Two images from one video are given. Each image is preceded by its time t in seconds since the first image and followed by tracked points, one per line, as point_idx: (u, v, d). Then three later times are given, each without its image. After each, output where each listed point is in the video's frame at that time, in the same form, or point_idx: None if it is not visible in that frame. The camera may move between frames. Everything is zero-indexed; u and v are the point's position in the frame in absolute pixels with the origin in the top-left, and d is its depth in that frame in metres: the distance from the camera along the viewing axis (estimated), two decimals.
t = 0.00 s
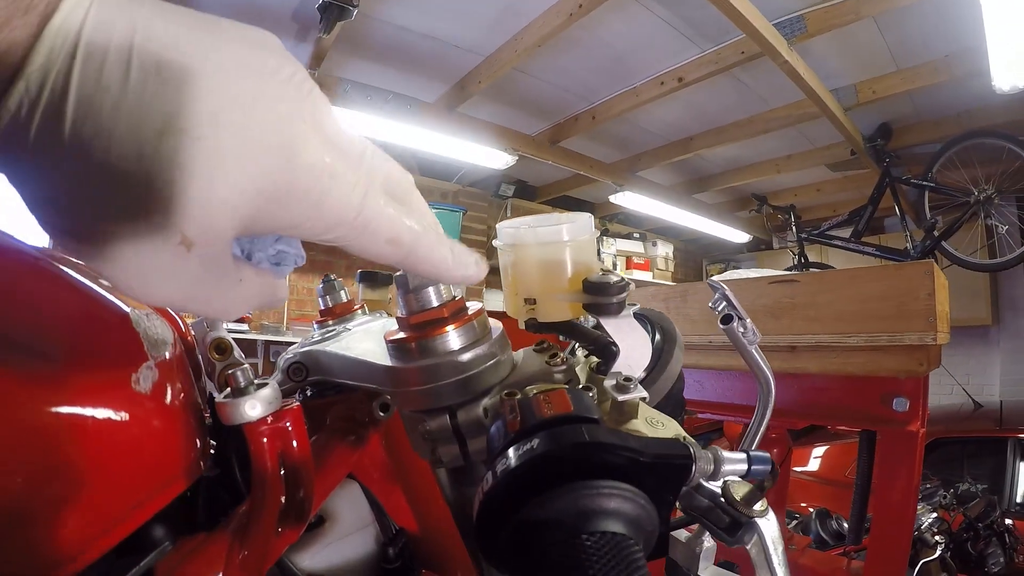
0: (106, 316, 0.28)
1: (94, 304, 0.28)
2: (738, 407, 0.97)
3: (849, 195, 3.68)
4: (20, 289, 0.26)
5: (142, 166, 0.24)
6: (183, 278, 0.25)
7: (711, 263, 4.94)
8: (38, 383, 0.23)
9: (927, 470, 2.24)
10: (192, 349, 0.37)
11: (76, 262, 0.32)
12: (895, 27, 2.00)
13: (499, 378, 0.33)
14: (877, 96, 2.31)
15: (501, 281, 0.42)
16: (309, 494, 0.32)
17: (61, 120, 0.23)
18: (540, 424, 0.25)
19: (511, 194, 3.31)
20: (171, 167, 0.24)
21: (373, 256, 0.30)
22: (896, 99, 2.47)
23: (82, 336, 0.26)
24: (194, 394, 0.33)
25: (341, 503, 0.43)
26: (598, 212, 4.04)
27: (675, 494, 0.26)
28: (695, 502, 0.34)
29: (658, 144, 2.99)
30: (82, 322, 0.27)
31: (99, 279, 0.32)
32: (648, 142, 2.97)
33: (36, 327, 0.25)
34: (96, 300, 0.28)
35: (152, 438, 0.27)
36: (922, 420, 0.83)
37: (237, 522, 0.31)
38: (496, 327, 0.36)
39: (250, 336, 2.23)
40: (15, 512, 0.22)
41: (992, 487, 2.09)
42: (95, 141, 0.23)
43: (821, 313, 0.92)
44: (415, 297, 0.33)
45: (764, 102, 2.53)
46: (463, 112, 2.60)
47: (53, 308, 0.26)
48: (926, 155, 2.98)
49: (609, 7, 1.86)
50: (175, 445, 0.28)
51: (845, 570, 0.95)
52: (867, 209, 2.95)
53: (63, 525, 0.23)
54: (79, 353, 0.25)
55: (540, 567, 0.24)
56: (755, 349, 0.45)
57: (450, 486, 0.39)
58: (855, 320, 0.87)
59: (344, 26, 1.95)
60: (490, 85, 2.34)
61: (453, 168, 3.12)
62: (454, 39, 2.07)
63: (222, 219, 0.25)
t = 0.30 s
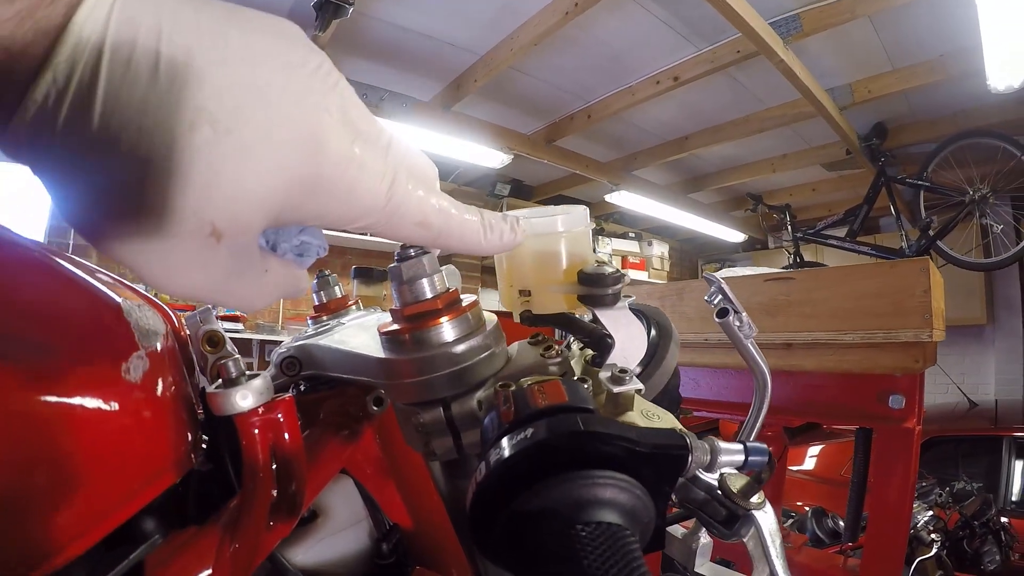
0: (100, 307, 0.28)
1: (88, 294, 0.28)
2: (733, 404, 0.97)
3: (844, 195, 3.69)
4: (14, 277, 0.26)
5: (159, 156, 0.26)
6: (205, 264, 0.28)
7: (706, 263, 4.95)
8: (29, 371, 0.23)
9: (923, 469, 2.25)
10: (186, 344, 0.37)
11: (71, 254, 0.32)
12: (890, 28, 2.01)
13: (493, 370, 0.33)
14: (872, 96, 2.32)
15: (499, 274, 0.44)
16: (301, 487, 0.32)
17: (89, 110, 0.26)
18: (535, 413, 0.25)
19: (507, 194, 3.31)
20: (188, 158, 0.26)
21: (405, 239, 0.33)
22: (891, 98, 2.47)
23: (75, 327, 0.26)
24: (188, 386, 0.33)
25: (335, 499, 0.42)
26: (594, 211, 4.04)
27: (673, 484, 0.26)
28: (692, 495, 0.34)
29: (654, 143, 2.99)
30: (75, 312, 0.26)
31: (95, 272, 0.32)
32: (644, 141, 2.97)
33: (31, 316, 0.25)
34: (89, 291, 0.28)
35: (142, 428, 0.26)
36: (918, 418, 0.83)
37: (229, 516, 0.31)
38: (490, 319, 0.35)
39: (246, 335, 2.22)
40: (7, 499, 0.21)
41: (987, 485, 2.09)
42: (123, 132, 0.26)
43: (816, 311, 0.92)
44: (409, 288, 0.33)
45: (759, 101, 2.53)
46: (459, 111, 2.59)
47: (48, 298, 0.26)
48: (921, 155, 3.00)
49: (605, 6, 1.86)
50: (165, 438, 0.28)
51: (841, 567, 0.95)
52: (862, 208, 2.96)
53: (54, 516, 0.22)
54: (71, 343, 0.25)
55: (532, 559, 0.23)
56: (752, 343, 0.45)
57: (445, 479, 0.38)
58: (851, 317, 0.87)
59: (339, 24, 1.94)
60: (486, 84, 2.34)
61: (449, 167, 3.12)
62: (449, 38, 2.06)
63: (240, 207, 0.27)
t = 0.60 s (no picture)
0: (97, 299, 0.28)
1: (85, 285, 0.28)
2: (728, 402, 0.98)
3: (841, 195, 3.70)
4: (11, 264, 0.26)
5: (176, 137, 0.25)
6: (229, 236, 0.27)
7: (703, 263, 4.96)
8: (30, 360, 0.23)
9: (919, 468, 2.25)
10: (181, 339, 0.36)
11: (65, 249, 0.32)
12: (886, 28, 2.02)
13: (489, 364, 0.33)
14: (869, 96, 2.33)
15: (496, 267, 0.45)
16: (297, 480, 0.32)
17: (108, 70, 0.25)
18: (530, 405, 0.25)
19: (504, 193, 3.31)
20: (207, 121, 0.26)
21: (414, 222, 0.33)
22: (887, 98, 2.48)
23: (69, 318, 0.26)
24: (183, 380, 0.33)
25: (331, 495, 0.42)
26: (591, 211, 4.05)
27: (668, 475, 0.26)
28: (687, 489, 0.34)
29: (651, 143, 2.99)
30: (73, 303, 0.26)
31: (92, 266, 0.32)
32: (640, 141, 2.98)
33: (27, 305, 0.24)
34: (86, 282, 0.28)
35: (137, 421, 0.26)
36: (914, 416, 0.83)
37: (224, 508, 0.31)
38: (486, 313, 0.35)
39: (242, 335, 2.22)
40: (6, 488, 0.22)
41: (983, 484, 2.10)
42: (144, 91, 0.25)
43: (813, 309, 0.92)
44: (405, 282, 0.33)
45: (756, 102, 2.54)
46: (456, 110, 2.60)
47: (46, 288, 0.26)
48: (917, 155, 3.01)
49: (601, 6, 1.87)
50: (158, 431, 0.28)
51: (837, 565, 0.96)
52: (858, 208, 2.96)
53: (50, 506, 0.23)
54: (67, 333, 0.25)
55: (528, 549, 0.23)
56: (748, 339, 0.45)
57: (441, 473, 0.38)
58: (847, 315, 0.87)
59: (335, 23, 1.94)
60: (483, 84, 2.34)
61: (446, 166, 3.12)
62: (446, 37, 2.06)
63: (269, 180, 0.27)
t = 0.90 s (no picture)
0: (87, 294, 0.28)
1: (76, 280, 0.28)
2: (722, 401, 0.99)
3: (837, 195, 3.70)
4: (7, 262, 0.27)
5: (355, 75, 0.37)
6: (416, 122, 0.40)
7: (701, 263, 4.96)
8: (20, 350, 0.24)
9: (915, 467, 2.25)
10: (173, 336, 0.36)
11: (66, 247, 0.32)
12: (882, 28, 2.02)
13: (478, 358, 0.33)
14: (865, 96, 2.34)
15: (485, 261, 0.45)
16: (284, 474, 0.32)
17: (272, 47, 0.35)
18: (515, 397, 0.24)
19: (501, 192, 3.30)
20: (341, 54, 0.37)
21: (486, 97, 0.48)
22: (883, 98, 2.49)
23: (58, 313, 0.26)
24: (173, 374, 0.33)
25: (321, 490, 0.42)
26: (588, 211, 4.05)
27: (656, 467, 0.26)
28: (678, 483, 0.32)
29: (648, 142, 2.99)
30: (61, 298, 0.27)
31: (90, 263, 0.32)
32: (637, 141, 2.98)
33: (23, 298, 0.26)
34: (78, 275, 0.29)
35: (123, 411, 0.27)
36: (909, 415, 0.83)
37: (212, 501, 0.31)
38: (476, 308, 0.35)
39: (238, 333, 2.21)
40: None
41: (979, 483, 2.10)
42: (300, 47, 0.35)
43: (807, 307, 0.92)
44: (394, 276, 0.33)
45: (752, 101, 2.54)
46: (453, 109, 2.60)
47: (38, 285, 0.27)
48: (913, 155, 3.01)
49: (598, 6, 1.87)
50: (148, 423, 0.29)
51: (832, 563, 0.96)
52: (855, 207, 2.96)
53: (36, 495, 0.24)
54: (57, 326, 0.26)
55: (513, 539, 0.23)
56: (740, 335, 0.45)
57: (430, 467, 0.39)
58: (843, 313, 0.87)
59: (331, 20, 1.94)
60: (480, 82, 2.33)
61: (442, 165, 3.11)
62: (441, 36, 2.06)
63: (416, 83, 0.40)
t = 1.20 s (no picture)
0: (69, 275, 0.28)
1: (58, 261, 0.28)
2: (719, 397, 0.98)
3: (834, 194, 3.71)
4: None
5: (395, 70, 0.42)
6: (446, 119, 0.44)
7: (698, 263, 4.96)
8: (7, 330, 0.24)
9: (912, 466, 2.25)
10: (161, 326, 0.36)
11: (58, 236, 0.32)
12: (879, 26, 2.02)
13: (466, 345, 0.32)
14: (862, 94, 2.34)
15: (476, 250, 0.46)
16: (266, 464, 0.31)
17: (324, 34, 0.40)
18: (500, 380, 0.24)
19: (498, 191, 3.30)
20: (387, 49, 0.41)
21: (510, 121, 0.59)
22: (880, 97, 2.50)
23: (39, 291, 0.26)
24: (157, 362, 0.32)
25: (309, 482, 0.41)
26: (585, 210, 4.05)
27: (648, 454, 0.25)
28: (671, 474, 0.30)
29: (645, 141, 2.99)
30: (42, 277, 0.26)
31: (87, 256, 0.32)
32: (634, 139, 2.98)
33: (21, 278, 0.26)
34: (66, 260, 0.28)
35: (101, 396, 0.26)
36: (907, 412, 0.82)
37: (193, 490, 0.30)
38: (465, 294, 0.34)
39: (234, 332, 2.20)
40: None
41: (976, 482, 2.09)
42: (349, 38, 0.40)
43: (804, 303, 0.92)
44: (381, 261, 0.32)
45: (749, 100, 2.54)
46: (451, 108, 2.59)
47: (21, 263, 0.26)
48: (910, 155, 3.02)
49: (594, 3, 1.87)
50: (128, 408, 0.28)
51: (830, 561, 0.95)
52: (852, 206, 2.96)
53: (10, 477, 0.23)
54: (39, 306, 0.25)
55: (497, 527, 0.23)
56: (735, 325, 0.44)
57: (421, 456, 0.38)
58: (838, 309, 0.87)
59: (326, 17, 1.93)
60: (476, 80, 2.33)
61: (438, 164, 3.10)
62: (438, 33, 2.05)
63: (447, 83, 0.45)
